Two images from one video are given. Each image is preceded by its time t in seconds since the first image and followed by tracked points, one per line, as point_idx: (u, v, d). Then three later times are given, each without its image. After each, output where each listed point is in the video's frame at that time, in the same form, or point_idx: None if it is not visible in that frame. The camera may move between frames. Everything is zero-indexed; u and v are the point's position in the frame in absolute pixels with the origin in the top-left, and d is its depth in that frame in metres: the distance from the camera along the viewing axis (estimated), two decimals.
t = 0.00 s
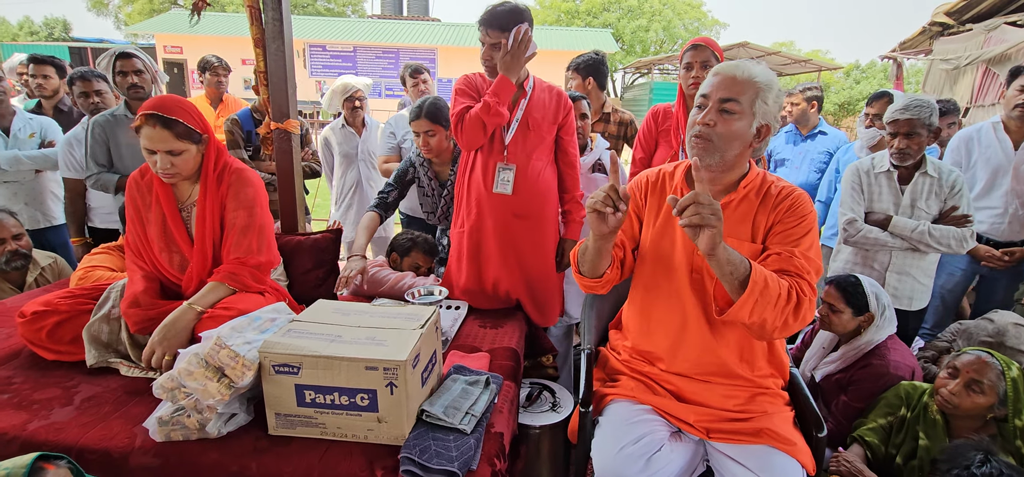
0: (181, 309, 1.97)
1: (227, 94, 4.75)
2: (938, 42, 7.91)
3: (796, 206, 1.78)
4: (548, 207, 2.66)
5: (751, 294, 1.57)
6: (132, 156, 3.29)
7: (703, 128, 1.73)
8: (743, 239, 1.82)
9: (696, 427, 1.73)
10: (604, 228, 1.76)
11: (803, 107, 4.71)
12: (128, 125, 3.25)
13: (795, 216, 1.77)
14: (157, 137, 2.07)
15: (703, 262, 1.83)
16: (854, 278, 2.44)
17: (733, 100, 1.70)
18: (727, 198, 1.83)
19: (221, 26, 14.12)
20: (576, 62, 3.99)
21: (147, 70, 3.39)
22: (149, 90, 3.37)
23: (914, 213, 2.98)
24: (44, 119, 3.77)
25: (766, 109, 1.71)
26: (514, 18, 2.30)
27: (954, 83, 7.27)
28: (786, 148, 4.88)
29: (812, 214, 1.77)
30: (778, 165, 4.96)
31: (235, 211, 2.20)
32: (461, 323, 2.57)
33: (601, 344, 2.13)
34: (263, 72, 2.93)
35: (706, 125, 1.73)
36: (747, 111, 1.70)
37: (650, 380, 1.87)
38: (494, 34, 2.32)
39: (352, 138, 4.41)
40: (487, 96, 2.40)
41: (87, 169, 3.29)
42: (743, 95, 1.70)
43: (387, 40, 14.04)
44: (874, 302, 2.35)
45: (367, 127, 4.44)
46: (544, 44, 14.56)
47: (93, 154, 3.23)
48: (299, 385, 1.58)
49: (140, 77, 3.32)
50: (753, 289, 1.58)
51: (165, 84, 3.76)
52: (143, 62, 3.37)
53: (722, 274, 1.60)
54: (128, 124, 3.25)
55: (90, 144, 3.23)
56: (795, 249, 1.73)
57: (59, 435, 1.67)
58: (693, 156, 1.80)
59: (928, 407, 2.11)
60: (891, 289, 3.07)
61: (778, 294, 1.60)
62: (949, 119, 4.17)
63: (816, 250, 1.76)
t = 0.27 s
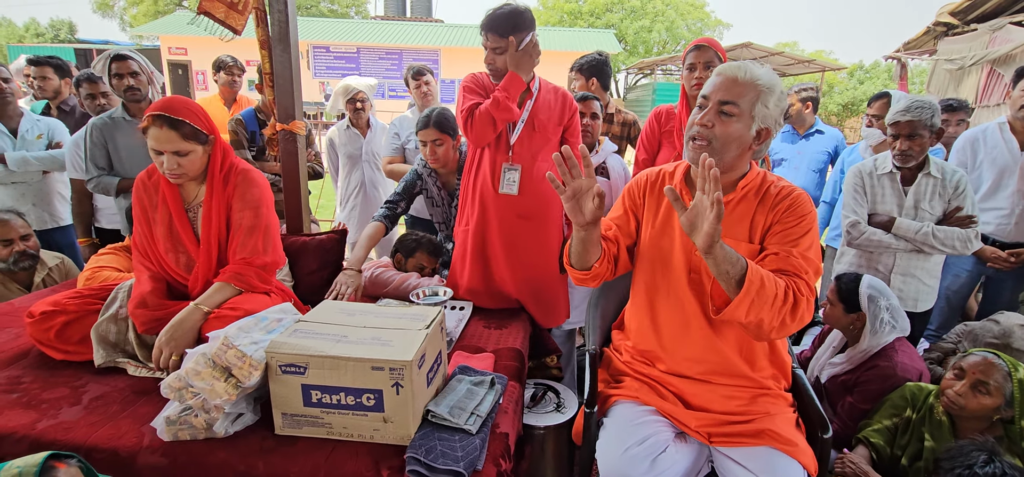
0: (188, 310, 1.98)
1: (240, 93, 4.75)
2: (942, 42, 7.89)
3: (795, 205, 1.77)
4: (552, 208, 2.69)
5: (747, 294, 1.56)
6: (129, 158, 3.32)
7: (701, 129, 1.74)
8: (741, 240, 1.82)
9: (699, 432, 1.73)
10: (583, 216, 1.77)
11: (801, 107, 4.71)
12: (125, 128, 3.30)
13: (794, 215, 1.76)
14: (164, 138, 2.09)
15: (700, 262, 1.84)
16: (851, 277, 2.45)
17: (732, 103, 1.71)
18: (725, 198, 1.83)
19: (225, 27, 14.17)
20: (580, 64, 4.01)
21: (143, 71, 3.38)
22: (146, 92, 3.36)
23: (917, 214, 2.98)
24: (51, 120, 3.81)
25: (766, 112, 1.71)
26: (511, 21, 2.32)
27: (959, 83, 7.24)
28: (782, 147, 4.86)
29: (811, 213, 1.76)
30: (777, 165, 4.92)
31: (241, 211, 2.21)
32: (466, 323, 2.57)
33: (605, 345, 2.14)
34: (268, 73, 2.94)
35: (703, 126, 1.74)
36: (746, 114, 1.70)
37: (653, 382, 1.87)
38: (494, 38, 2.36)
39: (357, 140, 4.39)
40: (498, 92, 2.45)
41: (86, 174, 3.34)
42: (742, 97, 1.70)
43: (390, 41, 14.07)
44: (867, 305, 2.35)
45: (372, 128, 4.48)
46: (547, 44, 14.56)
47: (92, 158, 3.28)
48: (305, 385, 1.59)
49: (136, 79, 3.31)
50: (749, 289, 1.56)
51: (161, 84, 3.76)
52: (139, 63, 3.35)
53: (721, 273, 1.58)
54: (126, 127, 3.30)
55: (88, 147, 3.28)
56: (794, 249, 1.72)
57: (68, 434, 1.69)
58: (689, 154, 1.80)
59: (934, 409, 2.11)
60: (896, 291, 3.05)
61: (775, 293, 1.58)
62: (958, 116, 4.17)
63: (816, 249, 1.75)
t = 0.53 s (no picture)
0: (193, 310, 1.99)
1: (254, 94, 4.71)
2: (948, 43, 7.85)
3: (797, 209, 1.76)
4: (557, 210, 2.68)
5: (747, 320, 1.54)
6: (129, 160, 3.34)
7: (697, 135, 1.75)
8: (742, 244, 1.81)
9: (704, 434, 1.72)
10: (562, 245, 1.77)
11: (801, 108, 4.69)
12: (125, 131, 3.32)
13: (794, 220, 1.75)
14: (169, 139, 2.10)
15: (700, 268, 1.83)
16: (858, 276, 2.51)
17: (727, 108, 1.71)
18: (725, 202, 1.83)
19: (230, 28, 14.22)
20: (585, 64, 4.02)
21: (139, 74, 3.37)
22: (144, 94, 3.36)
23: (922, 216, 2.96)
24: (58, 121, 3.83)
25: (763, 118, 1.70)
26: (508, 25, 2.33)
27: (965, 83, 7.21)
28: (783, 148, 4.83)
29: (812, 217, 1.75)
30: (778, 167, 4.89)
31: (246, 212, 2.22)
32: (470, 324, 2.57)
33: (610, 346, 2.13)
34: (272, 74, 2.93)
35: (700, 132, 1.74)
36: (742, 119, 1.70)
37: (657, 384, 1.87)
38: (494, 45, 2.36)
39: (361, 140, 4.42)
40: (504, 103, 2.45)
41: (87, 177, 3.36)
42: (739, 103, 1.70)
43: (394, 42, 14.11)
44: (868, 302, 2.38)
45: (376, 129, 4.41)
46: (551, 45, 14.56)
47: (92, 162, 3.30)
48: (310, 385, 1.59)
49: (133, 81, 3.31)
50: (749, 316, 1.54)
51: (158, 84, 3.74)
52: (135, 66, 3.35)
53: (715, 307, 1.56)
54: (125, 130, 3.32)
55: (88, 151, 3.30)
56: (794, 255, 1.71)
57: (74, 434, 1.69)
58: (685, 160, 1.80)
59: (941, 411, 2.09)
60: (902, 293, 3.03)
61: (773, 314, 1.56)
62: (967, 114, 4.17)
63: (818, 253, 1.74)
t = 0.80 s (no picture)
0: (201, 310, 2.00)
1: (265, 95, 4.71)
2: (955, 43, 7.82)
3: (801, 213, 1.75)
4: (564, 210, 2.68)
5: (748, 331, 1.53)
6: (134, 162, 3.37)
7: (700, 142, 1.74)
8: (745, 249, 1.81)
9: (709, 438, 1.72)
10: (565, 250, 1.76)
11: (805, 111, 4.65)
12: (129, 133, 3.34)
13: (798, 225, 1.74)
14: (178, 140, 2.11)
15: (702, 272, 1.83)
16: (870, 274, 2.54)
17: (729, 117, 1.70)
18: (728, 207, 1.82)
19: (235, 29, 14.28)
20: (591, 63, 4.01)
21: (143, 75, 3.39)
22: (148, 95, 3.38)
23: (927, 217, 2.95)
24: (67, 122, 3.86)
25: (766, 126, 1.69)
26: (508, 27, 2.33)
27: (971, 83, 7.17)
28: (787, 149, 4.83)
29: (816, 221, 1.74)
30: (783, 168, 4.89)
31: (254, 213, 2.23)
32: (476, 324, 2.58)
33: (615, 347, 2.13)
34: (279, 75, 2.96)
35: (702, 137, 1.74)
36: (744, 127, 1.70)
37: (661, 386, 1.87)
38: (495, 47, 2.37)
39: (366, 141, 4.43)
40: (509, 114, 2.48)
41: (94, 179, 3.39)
42: (741, 110, 1.69)
43: (398, 43, 14.14)
44: (878, 298, 2.43)
45: (381, 130, 4.46)
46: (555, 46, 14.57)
47: (98, 164, 3.33)
48: (317, 385, 1.60)
49: (137, 83, 3.32)
50: (750, 327, 1.53)
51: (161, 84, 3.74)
52: (138, 67, 3.36)
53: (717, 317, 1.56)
54: (130, 131, 3.34)
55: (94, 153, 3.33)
56: (797, 261, 1.70)
57: (84, 432, 1.71)
58: (687, 168, 1.80)
59: (948, 414, 2.08)
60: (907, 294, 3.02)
61: (775, 324, 1.55)
62: (975, 114, 4.13)
63: (822, 257, 1.72)
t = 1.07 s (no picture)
0: (206, 309, 2.00)
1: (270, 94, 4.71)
2: (960, 42, 7.79)
3: (806, 217, 1.75)
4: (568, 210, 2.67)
5: (757, 336, 1.53)
6: (139, 162, 3.38)
7: (704, 142, 1.74)
8: (748, 253, 1.80)
9: (713, 439, 1.71)
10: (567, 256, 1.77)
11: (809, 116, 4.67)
12: (133, 133, 3.35)
13: (803, 229, 1.74)
14: (183, 140, 2.12)
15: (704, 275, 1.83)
16: (879, 276, 2.48)
17: (734, 115, 1.70)
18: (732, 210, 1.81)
19: (239, 29, 14.33)
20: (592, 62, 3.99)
21: (148, 76, 3.41)
22: (152, 96, 3.38)
23: (930, 217, 2.93)
24: (73, 122, 3.87)
25: (771, 124, 1.69)
26: (506, 28, 2.34)
27: (977, 83, 7.14)
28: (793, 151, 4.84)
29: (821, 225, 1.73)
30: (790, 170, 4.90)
31: (258, 213, 2.23)
32: (479, 325, 2.58)
33: (619, 348, 2.13)
34: (284, 75, 2.97)
35: (705, 137, 1.73)
36: (749, 126, 1.69)
37: (666, 387, 1.86)
38: (494, 47, 2.38)
39: (370, 141, 4.42)
40: (511, 118, 2.50)
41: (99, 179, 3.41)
42: (745, 109, 1.69)
43: (402, 43, 14.17)
44: (888, 304, 2.37)
45: (385, 130, 4.47)
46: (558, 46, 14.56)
47: (103, 164, 3.35)
48: (322, 384, 1.60)
49: (142, 83, 3.34)
50: (758, 332, 1.53)
51: (166, 85, 3.74)
52: (143, 68, 3.38)
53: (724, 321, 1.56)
54: (135, 132, 3.35)
55: (99, 153, 3.35)
56: (804, 266, 1.69)
57: (89, 431, 1.71)
58: (690, 168, 1.79)
59: (954, 415, 2.08)
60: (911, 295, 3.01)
61: (783, 330, 1.56)
62: (981, 114, 4.11)
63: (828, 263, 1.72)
